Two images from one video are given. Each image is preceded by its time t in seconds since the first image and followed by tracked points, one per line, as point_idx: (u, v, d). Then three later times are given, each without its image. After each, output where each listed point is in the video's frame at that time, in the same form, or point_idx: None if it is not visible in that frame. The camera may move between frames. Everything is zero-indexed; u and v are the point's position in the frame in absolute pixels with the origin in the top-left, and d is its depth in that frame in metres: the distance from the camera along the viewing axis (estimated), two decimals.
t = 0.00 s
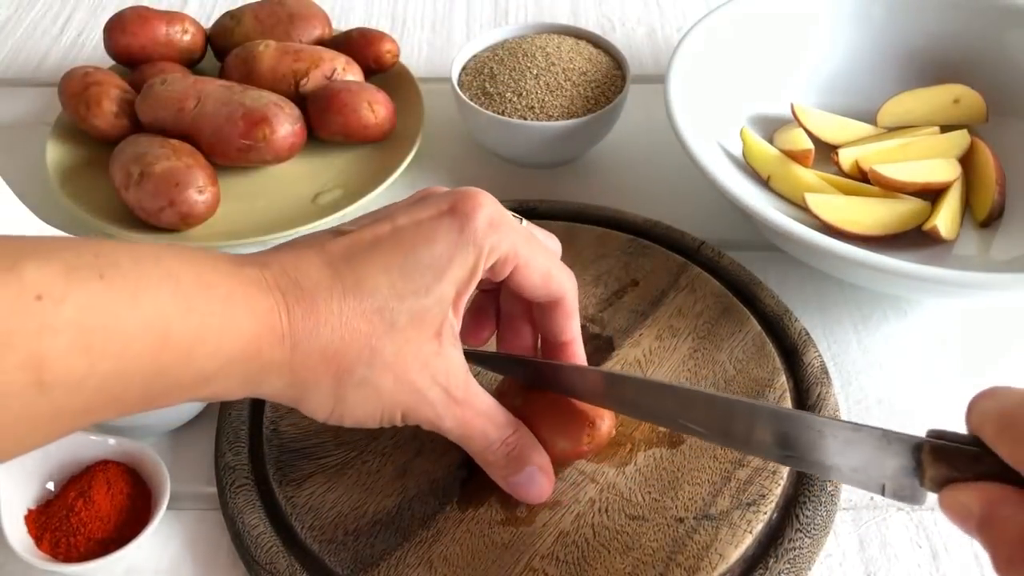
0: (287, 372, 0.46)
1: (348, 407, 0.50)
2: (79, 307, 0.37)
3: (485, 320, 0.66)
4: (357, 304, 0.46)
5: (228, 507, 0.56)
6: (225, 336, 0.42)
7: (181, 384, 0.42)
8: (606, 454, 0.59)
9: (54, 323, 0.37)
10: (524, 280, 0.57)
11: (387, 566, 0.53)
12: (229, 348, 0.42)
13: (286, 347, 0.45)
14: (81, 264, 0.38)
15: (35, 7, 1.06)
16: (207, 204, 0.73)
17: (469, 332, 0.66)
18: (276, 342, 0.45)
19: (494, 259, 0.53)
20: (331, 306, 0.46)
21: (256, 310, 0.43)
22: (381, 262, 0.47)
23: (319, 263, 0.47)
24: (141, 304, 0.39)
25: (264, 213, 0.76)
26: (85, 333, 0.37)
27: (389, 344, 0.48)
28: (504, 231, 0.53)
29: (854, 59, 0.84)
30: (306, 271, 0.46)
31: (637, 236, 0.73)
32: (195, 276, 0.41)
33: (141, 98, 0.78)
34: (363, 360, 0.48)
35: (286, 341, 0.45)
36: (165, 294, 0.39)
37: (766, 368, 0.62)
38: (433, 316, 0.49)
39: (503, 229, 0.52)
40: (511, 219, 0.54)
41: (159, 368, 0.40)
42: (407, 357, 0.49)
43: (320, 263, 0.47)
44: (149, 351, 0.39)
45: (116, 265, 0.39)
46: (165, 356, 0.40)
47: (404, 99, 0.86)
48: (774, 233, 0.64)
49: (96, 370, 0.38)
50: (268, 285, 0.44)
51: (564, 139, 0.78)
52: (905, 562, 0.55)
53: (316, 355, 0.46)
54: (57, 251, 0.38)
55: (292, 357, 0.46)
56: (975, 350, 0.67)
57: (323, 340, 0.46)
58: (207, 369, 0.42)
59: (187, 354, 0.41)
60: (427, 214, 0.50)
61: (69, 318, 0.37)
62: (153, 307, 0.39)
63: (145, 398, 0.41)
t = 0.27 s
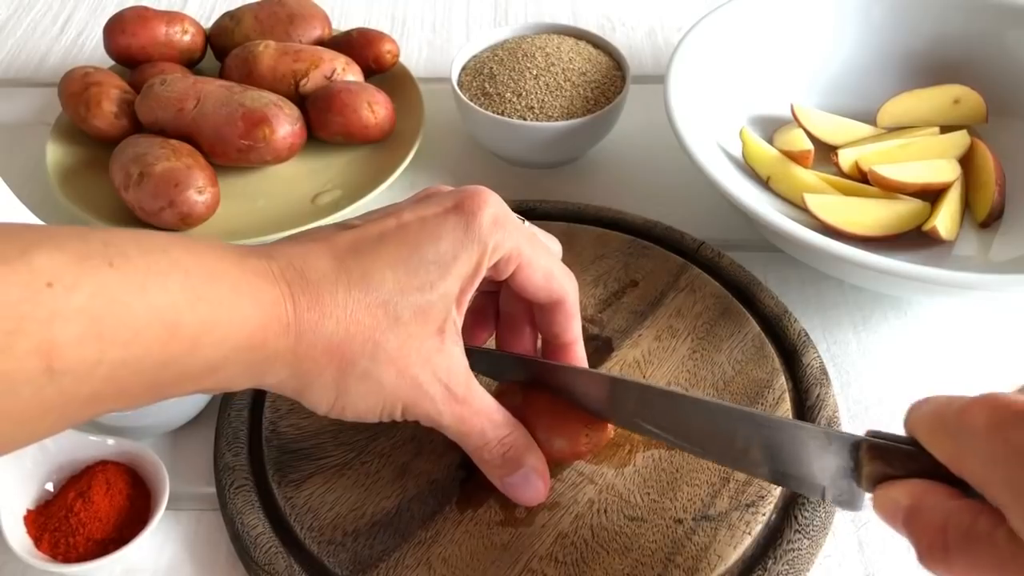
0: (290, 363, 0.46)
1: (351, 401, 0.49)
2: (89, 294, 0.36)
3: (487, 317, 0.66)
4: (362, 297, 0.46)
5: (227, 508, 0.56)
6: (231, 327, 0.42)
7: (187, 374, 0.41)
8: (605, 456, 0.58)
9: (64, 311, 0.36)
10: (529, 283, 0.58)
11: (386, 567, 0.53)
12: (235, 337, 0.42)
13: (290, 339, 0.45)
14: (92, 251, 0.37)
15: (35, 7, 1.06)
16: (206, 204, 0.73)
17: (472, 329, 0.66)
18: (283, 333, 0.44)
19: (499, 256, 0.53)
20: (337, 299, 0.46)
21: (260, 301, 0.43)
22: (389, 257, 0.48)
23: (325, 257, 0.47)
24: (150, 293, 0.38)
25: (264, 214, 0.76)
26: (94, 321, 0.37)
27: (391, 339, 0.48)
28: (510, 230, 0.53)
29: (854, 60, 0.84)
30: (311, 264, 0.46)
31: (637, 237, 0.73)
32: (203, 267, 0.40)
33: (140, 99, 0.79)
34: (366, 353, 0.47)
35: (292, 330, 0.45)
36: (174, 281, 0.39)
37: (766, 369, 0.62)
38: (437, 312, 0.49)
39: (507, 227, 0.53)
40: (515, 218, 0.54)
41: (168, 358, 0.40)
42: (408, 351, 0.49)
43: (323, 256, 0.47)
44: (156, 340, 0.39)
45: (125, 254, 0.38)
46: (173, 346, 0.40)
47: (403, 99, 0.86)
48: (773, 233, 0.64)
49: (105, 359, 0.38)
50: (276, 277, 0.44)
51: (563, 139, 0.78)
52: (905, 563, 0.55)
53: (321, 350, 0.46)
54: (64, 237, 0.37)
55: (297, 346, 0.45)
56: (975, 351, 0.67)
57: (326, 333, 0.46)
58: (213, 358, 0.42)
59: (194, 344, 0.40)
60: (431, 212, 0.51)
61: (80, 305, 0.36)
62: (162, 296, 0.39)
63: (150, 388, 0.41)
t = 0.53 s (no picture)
0: (292, 347, 0.45)
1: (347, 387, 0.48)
2: (99, 277, 0.36)
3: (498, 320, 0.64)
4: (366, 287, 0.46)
5: (228, 506, 0.56)
6: (238, 314, 0.41)
7: (192, 358, 0.41)
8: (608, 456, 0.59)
9: (74, 292, 0.35)
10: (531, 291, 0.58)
11: (387, 566, 0.53)
12: (240, 324, 0.42)
13: (295, 325, 0.44)
14: (104, 231, 0.37)
15: (35, 7, 1.06)
16: (207, 203, 0.72)
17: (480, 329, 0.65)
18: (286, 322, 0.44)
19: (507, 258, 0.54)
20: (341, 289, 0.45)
21: (270, 288, 0.42)
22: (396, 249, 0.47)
23: (334, 244, 0.46)
24: (161, 278, 0.38)
25: (264, 213, 0.76)
26: (104, 302, 0.36)
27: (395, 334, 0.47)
28: (517, 229, 0.53)
29: (854, 59, 0.84)
30: (320, 253, 0.45)
31: (638, 236, 0.73)
32: (214, 252, 0.40)
33: (140, 99, 0.78)
34: (366, 345, 0.47)
35: (296, 320, 0.44)
36: (184, 265, 0.38)
37: (766, 368, 0.63)
38: (440, 309, 0.49)
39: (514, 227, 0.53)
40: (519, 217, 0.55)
41: (173, 343, 0.39)
42: (409, 346, 0.48)
43: (331, 242, 0.46)
44: (162, 325, 0.38)
45: (139, 236, 0.38)
46: (178, 331, 0.39)
47: (404, 99, 0.86)
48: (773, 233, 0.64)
49: (112, 342, 0.37)
50: (286, 263, 0.43)
51: (563, 139, 0.78)
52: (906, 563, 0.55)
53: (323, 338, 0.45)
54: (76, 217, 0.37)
55: (301, 334, 0.45)
56: (975, 350, 0.67)
57: (330, 320, 0.45)
58: (216, 344, 0.41)
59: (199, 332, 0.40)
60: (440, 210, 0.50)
61: (89, 287, 0.36)
62: (171, 279, 0.38)
63: (154, 372, 0.40)
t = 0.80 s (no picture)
0: (266, 391, 0.46)
1: (340, 422, 0.48)
2: (27, 328, 0.37)
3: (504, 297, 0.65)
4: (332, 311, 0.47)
5: (227, 505, 0.56)
6: (191, 358, 0.42)
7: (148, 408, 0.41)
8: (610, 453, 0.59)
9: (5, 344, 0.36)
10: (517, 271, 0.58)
11: (387, 566, 0.53)
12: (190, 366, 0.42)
13: (261, 361, 0.45)
14: (29, 284, 0.38)
15: (35, 7, 1.06)
16: (207, 204, 0.73)
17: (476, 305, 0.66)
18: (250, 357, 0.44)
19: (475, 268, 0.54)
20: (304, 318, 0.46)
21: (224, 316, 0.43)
22: (355, 278, 0.48)
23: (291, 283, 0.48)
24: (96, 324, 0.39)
25: (264, 213, 0.76)
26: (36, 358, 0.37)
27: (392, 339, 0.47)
28: (484, 231, 0.54)
29: (854, 60, 0.84)
30: (278, 287, 0.47)
31: (638, 236, 0.73)
32: (151, 297, 0.41)
33: (140, 98, 0.79)
34: (347, 364, 0.47)
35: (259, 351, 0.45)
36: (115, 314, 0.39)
37: (766, 368, 0.62)
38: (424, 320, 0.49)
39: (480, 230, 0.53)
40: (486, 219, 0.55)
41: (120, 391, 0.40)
42: (393, 364, 0.48)
43: (289, 284, 0.48)
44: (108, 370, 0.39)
45: (69, 288, 0.39)
46: (123, 376, 0.40)
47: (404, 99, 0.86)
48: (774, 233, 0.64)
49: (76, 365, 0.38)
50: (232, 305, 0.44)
51: (563, 139, 0.78)
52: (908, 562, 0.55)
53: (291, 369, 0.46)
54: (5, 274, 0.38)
55: (268, 371, 0.45)
56: (975, 350, 0.67)
57: (298, 350, 0.45)
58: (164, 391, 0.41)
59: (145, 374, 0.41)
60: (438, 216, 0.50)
61: (16, 339, 0.36)
62: (108, 326, 0.39)
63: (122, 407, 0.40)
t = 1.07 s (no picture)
0: (210, 413, 0.42)
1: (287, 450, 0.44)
2: None
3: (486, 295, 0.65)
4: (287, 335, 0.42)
5: (228, 504, 0.56)
6: (137, 377, 0.39)
7: (99, 426, 0.39)
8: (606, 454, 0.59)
9: None
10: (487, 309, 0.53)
11: (387, 565, 0.53)
12: (144, 387, 0.40)
13: (206, 386, 0.41)
14: None
15: (35, 7, 1.06)
16: (207, 203, 0.73)
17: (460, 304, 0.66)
18: (196, 375, 0.41)
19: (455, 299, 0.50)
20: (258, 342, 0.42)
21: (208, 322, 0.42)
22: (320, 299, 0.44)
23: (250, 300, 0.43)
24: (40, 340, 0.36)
25: (264, 213, 0.76)
26: None
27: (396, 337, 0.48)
28: (457, 264, 0.49)
29: (854, 60, 0.84)
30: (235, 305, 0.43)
31: (638, 236, 0.73)
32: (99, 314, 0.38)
33: (140, 98, 0.79)
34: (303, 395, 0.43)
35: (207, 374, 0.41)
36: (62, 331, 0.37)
37: (766, 368, 0.62)
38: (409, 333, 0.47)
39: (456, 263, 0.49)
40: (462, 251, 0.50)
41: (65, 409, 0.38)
42: (344, 398, 0.44)
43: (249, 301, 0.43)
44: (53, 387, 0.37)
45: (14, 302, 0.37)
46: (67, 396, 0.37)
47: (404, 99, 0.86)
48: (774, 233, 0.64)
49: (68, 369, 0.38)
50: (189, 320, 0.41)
51: (562, 139, 0.78)
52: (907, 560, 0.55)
53: (242, 394, 0.42)
54: None
55: (215, 395, 0.41)
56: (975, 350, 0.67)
57: (245, 376, 0.42)
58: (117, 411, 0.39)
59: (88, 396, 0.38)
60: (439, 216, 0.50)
61: None
62: (49, 345, 0.37)
63: (90, 422, 0.39)
